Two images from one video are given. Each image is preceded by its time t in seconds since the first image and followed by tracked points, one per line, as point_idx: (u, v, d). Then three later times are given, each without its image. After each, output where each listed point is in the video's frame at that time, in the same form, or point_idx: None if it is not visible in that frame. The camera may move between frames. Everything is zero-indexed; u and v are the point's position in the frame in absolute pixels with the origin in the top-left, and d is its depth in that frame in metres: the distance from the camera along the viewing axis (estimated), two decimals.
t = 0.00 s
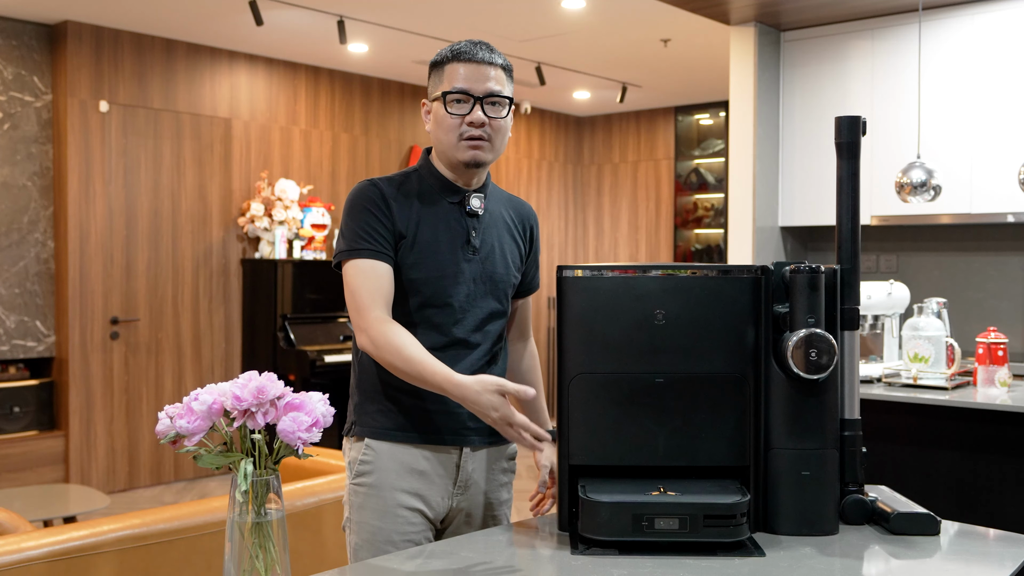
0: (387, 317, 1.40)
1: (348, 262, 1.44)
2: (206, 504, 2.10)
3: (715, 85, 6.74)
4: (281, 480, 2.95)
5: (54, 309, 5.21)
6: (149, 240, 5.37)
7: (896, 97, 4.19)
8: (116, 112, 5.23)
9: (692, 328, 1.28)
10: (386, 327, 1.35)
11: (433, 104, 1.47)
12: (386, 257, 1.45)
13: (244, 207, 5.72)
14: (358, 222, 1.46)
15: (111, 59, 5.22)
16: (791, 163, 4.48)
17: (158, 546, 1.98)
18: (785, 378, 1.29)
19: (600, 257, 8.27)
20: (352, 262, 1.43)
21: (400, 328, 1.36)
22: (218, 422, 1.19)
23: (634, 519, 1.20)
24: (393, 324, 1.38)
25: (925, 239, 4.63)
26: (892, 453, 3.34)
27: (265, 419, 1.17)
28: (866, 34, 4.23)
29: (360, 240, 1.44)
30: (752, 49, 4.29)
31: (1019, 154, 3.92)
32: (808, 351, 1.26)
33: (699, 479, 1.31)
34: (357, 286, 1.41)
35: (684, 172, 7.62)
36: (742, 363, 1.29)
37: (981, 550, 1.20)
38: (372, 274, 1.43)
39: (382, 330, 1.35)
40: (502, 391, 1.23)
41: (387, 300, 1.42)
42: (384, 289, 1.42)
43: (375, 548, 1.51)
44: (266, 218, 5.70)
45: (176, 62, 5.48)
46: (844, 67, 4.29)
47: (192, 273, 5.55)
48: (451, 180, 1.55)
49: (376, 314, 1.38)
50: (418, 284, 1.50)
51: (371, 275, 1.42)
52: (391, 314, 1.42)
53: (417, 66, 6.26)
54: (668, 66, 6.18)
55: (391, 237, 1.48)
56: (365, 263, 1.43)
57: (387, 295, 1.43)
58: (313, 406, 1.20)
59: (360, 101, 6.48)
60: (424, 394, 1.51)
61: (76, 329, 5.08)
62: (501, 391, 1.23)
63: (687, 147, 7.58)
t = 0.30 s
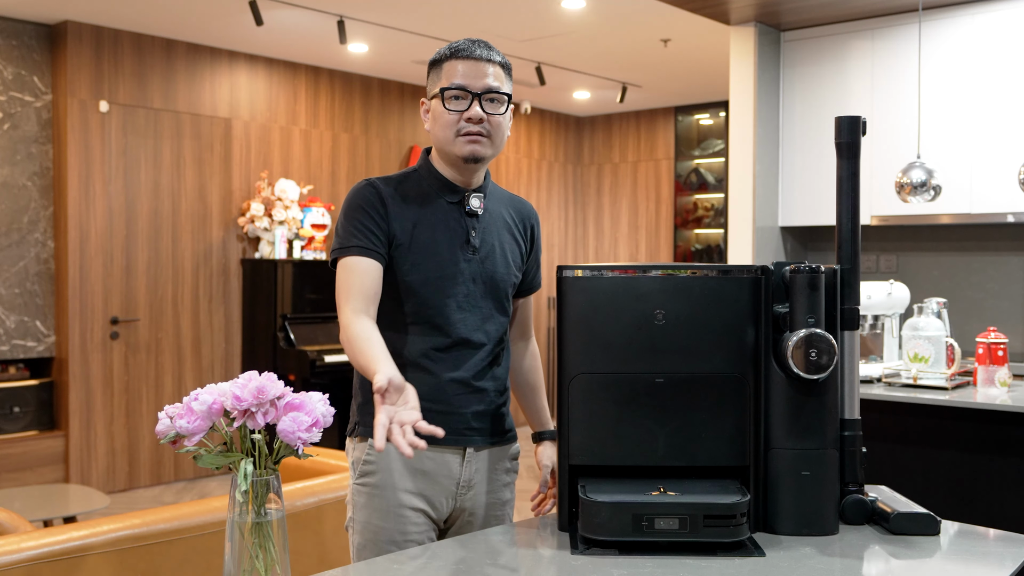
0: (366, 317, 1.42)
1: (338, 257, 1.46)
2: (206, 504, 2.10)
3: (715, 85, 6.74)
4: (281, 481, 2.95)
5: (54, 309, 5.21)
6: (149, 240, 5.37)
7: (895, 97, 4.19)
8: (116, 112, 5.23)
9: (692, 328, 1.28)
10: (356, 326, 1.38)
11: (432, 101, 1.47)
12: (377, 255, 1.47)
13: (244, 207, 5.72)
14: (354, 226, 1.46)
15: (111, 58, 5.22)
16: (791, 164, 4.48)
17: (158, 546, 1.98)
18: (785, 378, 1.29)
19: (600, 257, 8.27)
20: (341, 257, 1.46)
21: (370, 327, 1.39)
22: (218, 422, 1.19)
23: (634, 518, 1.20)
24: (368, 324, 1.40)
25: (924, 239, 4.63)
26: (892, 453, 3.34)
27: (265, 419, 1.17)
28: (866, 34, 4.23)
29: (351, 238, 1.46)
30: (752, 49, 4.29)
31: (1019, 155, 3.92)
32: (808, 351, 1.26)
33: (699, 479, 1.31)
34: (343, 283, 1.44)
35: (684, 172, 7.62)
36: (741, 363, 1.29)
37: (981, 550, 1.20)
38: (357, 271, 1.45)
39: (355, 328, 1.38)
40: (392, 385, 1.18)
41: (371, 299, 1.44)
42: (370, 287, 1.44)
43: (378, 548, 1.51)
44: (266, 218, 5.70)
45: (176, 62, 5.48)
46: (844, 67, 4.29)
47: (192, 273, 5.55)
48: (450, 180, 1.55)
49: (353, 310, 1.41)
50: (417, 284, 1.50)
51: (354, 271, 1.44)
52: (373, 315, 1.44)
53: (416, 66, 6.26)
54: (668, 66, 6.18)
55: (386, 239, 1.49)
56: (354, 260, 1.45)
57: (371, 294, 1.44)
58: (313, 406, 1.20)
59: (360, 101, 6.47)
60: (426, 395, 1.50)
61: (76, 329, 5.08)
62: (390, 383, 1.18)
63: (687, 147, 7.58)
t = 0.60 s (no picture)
0: (357, 338, 1.44)
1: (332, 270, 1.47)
2: (206, 504, 2.10)
3: (715, 85, 6.74)
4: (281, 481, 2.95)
5: (54, 309, 5.21)
6: (149, 240, 5.37)
7: (895, 97, 4.19)
8: (116, 112, 5.23)
9: (691, 328, 1.28)
10: (341, 357, 1.42)
11: (433, 103, 1.47)
12: (372, 271, 1.47)
13: (244, 207, 5.72)
14: (353, 229, 1.46)
15: (111, 59, 5.22)
16: (791, 164, 4.48)
17: (158, 546, 1.98)
18: (785, 378, 1.29)
19: (600, 257, 8.27)
20: (336, 271, 1.46)
21: (356, 361, 1.43)
22: (218, 422, 1.19)
23: (634, 519, 1.20)
24: (355, 352, 1.43)
25: (925, 239, 4.63)
26: (892, 453, 3.34)
27: (265, 419, 1.17)
28: (866, 34, 4.23)
29: (345, 249, 1.45)
30: (752, 49, 4.29)
31: (1019, 155, 3.92)
32: (808, 351, 1.26)
33: (699, 480, 1.31)
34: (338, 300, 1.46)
35: (684, 172, 7.61)
36: (741, 363, 1.29)
37: (981, 550, 1.20)
38: (351, 289, 1.46)
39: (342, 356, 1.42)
40: (340, 471, 1.27)
41: (361, 321, 1.45)
42: (361, 309, 1.45)
43: (378, 548, 1.52)
44: (266, 218, 5.70)
45: (176, 62, 5.48)
46: (844, 67, 4.29)
47: (192, 273, 5.55)
48: (450, 181, 1.54)
49: (342, 334, 1.43)
50: (417, 286, 1.51)
51: (347, 292, 1.46)
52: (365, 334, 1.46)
53: (417, 66, 6.26)
54: (668, 66, 6.18)
55: (385, 246, 1.49)
56: (347, 278, 1.45)
57: (363, 314, 1.46)
58: (313, 406, 1.20)
59: (360, 101, 6.47)
60: (426, 396, 1.50)
61: (76, 329, 5.08)
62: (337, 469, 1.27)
63: (687, 147, 7.58)
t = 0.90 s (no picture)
0: (353, 342, 1.46)
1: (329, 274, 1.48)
2: (206, 504, 2.10)
3: (715, 85, 6.74)
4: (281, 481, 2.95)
5: (54, 309, 5.21)
6: (149, 240, 5.37)
7: (895, 97, 4.19)
8: (116, 112, 5.23)
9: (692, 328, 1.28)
10: (338, 361, 1.44)
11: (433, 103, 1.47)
12: (370, 274, 1.48)
13: (244, 207, 5.72)
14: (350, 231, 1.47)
15: (111, 59, 5.22)
16: (791, 165, 4.48)
17: (158, 546, 1.98)
18: (785, 378, 1.29)
19: (600, 257, 8.27)
20: (332, 274, 1.48)
21: (352, 365, 1.45)
22: (218, 422, 1.19)
23: (634, 519, 1.20)
24: (353, 355, 1.45)
25: (925, 239, 4.63)
26: (892, 453, 3.34)
27: (265, 419, 1.17)
28: (866, 34, 4.23)
29: (342, 253, 1.46)
30: (752, 49, 4.29)
31: (1019, 154, 3.92)
32: (808, 351, 1.26)
33: (699, 480, 1.31)
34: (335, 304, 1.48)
35: (684, 172, 7.61)
36: (741, 363, 1.29)
37: (981, 550, 1.20)
38: (347, 293, 1.47)
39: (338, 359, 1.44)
40: (328, 481, 1.29)
41: (359, 326, 1.47)
42: (358, 313, 1.47)
43: (377, 547, 1.53)
44: (266, 218, 5.69)
45: (176, 62, 5.48)
46: (844, 67, 4.29)
47: (192, 273, 5.55)
48: (449, 181, 1.54)
49: (339, 339, 1.45)
50: (416, 286, 1.51)
51: (343, 295, 1.47)
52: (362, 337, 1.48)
53: (417, 66, 6.26)
54: (668, 66, 6.18)
55: (384, 249, 1.50)
56: (343, 282, 1.47)
57: (360, 318, 1.47)
58: (313, 406, 1.20)
59: (360, 101, 6.47)
60: (424, 395, 1.50)
61: (76, 329, 5.09)
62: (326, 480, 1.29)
63: (687, 147, 7.58)
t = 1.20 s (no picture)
0: (359, 342, 1.46)
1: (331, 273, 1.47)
2: (206, 504, 2.10)
3: (715, 85, 6.74)
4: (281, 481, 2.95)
5: (54, 309, 5.21)
6: (149, 241, 5.37)
7: (896, 97, 4.19)
8: (116, 112, 5.23)
9: (692, 328, 1.28)
10: (349, 362, 1.44)
11: (459, 119, 1.44)
12: (375, 274, 1.47)
13: (244, 207, 5.72)
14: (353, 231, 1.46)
15: (111, 59, 5.22)
16: (791, 164, 4.48)
17: (158, 546, 1.98)
18: (785, 378, 1.29)
19: (600, 257, 8.27)
20: (336, 275, 1.46)
21: (361, 365, 1.44)
22: (218, 422, 1.19)
23: (634, 519, 1.20)
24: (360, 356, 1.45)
25: (925, 239, 4.63)
26: (892, 453, 3.34)
27: (265, 419, 1.17)
28: (866, 34, 4.23)
29: (347, 254, 1.45)
30: (752, 49, 4.29)
31: (1019, 155, 3.92)
32: (808, 351, 1.26)
33: (699, 479, 1.31)
34: (337, 305, 1.47)
35: (684, 172, 7.61)
36: (741, 363, 1.29)
37: (981, 550, 1.20)
38: (352, 293, 1.46)
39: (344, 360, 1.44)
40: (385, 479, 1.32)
41: (365, 327, 1.47)
42: (363, 312, 1.46)
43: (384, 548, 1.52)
44: (266, 218, 5.69)
45: (176, 62, 5.48)
46: (844, 67, 4.29)
47: (192, 273, 5.55)
48: (450, 182, 1.54)
49: (345, 339, 1.45)
50: (421, 286, 1.51)
51: (347, 295, 1.46)
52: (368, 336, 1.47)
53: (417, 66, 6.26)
54: (668, 66, 6.18)
55: (387, 250, 1.49)
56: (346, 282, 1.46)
57: (365, 318, 1.47)
58: (313, 406, 1.20)
59: (360, 101, 6.48)
60: (430, 396, 1.50)
61: (76, 329, 5.09)
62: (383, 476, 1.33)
63: (687, 147, 7.57)
